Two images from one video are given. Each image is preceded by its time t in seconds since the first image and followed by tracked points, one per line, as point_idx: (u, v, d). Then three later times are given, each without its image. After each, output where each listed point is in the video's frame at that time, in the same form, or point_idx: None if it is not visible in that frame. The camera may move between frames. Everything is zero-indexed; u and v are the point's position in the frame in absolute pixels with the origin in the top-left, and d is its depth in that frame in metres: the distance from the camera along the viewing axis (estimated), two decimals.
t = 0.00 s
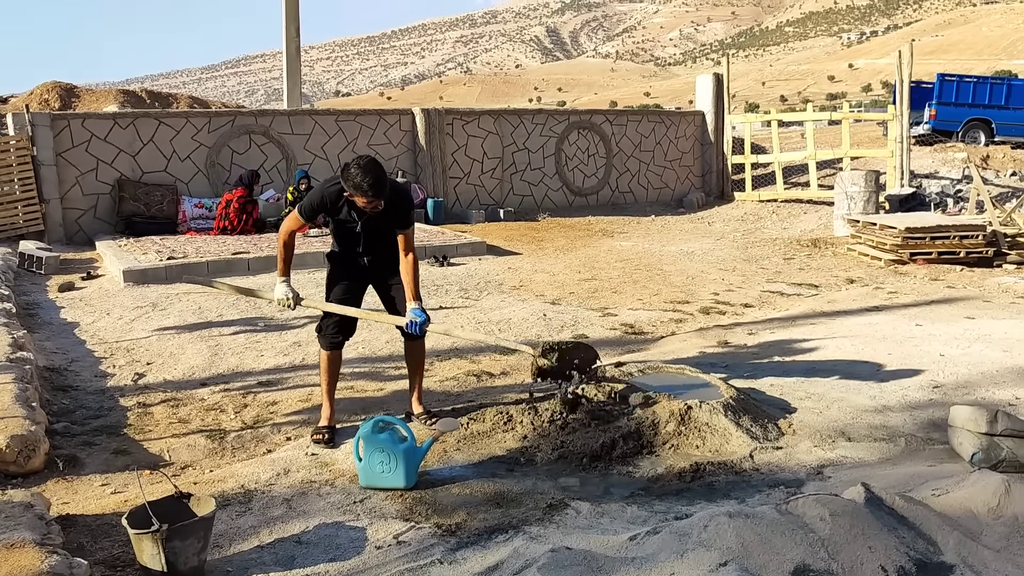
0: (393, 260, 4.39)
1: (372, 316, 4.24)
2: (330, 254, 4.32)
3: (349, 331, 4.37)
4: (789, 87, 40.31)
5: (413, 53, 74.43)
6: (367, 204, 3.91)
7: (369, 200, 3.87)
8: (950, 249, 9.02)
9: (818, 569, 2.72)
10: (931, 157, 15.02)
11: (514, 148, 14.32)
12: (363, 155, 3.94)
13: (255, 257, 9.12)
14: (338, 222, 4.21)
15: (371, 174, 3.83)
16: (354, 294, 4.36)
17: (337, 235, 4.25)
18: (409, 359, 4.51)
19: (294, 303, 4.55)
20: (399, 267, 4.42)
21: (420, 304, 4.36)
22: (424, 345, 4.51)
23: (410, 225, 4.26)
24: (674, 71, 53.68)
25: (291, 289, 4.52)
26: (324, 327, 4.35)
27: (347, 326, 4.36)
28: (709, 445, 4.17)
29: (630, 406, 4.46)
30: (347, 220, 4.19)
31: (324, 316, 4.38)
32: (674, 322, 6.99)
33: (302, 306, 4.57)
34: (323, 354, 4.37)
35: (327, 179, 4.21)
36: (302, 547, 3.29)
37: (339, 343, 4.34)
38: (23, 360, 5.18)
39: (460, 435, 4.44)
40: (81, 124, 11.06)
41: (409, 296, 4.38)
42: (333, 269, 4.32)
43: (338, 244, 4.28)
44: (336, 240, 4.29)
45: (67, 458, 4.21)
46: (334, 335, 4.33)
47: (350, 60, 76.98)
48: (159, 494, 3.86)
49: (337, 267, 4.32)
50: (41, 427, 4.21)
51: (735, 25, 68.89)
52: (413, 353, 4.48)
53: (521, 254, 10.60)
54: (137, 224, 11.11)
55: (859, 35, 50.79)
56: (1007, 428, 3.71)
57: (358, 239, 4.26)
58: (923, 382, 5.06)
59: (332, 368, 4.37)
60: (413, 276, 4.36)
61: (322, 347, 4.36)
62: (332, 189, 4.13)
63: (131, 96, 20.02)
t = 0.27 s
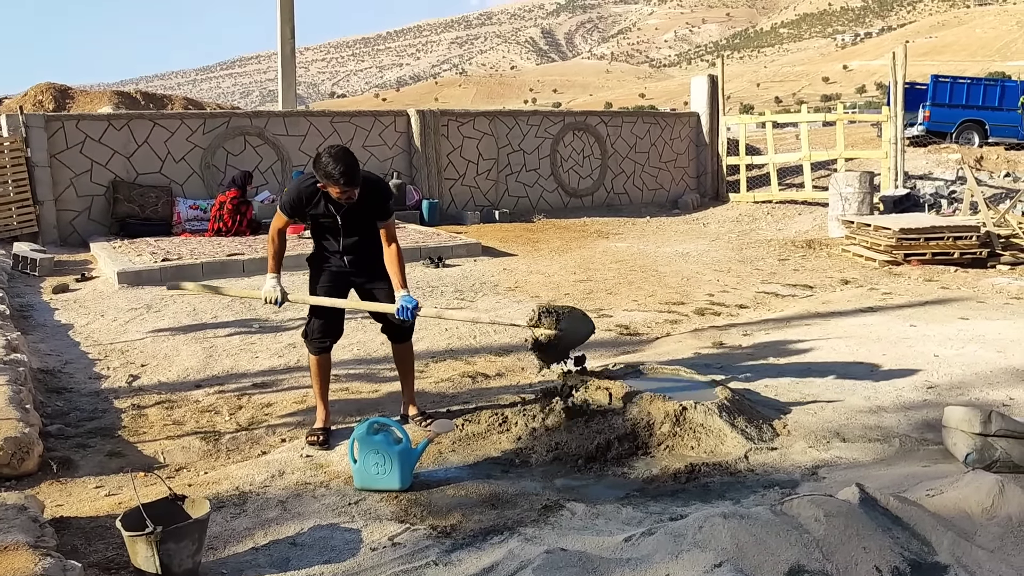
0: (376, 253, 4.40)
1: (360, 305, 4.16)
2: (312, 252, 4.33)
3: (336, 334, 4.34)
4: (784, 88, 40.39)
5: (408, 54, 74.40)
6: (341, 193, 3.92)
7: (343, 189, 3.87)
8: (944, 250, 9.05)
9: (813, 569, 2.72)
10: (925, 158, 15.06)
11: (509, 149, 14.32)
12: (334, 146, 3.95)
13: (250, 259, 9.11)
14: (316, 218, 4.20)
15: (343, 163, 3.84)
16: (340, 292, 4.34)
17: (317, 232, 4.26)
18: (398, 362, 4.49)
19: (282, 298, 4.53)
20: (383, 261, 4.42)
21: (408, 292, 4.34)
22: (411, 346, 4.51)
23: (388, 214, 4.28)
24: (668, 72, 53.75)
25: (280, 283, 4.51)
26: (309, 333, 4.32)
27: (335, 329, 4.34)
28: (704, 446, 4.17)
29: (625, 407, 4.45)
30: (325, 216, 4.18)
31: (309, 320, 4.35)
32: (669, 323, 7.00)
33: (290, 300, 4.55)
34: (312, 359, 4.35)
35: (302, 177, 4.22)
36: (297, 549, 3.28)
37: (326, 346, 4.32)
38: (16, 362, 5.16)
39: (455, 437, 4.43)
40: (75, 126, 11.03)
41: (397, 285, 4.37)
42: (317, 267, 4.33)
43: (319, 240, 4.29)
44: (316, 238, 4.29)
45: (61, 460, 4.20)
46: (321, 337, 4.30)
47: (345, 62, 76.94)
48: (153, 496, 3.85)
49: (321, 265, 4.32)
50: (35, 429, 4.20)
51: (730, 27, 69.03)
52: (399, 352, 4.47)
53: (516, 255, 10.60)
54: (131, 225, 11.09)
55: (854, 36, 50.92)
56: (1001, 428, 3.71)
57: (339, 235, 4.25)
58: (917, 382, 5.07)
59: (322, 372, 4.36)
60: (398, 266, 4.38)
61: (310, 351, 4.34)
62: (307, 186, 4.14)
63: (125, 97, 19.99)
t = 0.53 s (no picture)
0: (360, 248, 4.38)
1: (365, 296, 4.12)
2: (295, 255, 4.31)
3: (323, 337, 4.34)
4: (780, 87, 40.44)
5: (405, 54, 74.36)
6: (318, 194, 3.92)
7: (320, 189, 3.87)
8: (940, 249, 9.06)
9: (809, 570, 2.72)
10: (921, 157, 15.08)
11: (505, 149, 14.31)
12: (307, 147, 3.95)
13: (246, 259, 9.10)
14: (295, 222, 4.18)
15: (318, 163, 3.83)
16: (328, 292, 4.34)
17: (297, 236, 4.23)
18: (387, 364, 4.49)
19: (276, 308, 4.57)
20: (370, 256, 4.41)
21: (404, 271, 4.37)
22: (399, 345, 4.51)
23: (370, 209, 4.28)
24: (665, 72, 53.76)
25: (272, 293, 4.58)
26: (297, 338, 4.32)
27: (322, 332, 4.34)
28: (700, 446, 4.18)
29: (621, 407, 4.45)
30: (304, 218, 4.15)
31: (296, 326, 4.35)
32: (665, 323, 7.00)
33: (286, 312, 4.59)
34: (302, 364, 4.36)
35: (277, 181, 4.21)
36: (293, 551, 3.28)
37: (315, 351, 4.32)
38: (11, 364, 5.15)
39: (451, 438, 4.43)
40: (71, 126, 11.01)
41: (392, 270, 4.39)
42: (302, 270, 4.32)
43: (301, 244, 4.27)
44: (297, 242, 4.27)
45: (57, 462, 4.19)
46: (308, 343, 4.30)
47: (342, 61, 76.88)
48: (148, 498, 3.84)
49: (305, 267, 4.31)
50: (29, 431, 4.19)
51: (727, 26, 69.08)
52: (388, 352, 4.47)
53: (513, 255, 10.60)
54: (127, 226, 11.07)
55: (850, 36, 50.98)
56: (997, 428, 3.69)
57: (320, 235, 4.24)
58: (913, 382, 5.07)
59: (312, 377, 4.36)
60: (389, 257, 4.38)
61: (299, 356, 4.34)
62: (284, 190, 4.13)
63: (121, 97, 19.97)
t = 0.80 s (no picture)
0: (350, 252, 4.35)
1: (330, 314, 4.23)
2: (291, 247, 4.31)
3: (324, 332, 4.34)
4: (784, 85, 40.38)
5: (408, 51, 74.34)
6: (326, 196, 3.91)
7: (329, 193, 3.87)
8: (945, 247, 9.04)
9: (815, 566, 2.72)
10: (926, 155, 15.04)
11: (509, 147, 14.30)
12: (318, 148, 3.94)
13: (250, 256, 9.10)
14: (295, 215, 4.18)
15: (330, 167, 3.83)
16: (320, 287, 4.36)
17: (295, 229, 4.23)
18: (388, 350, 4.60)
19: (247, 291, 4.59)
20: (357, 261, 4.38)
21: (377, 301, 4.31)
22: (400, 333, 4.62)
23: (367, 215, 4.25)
24: (669, 69, 53.70)
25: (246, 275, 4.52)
26: (298, 331, 4.32)
27: (323, 325, 4.34)
28: (705, 443, 4.18)
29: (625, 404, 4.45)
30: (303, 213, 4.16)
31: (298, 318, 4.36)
32: (669, 320, 7.00)
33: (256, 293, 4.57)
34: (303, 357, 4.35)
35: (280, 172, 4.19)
36: (298, 547, 3.28)
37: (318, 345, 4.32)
38: (17, 360, 5.16)
39: (455, 434, 4.44)
40: (75, 123, 11.03)
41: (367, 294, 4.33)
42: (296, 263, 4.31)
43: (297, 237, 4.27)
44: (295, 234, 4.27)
45: (62, 458, 4.20)
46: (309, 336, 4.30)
47: (345, 58, 76.90)
48: (153, 494, 3.85)
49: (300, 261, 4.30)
50: (35, 427, 4.19)
51: (730, 23, 68.96)
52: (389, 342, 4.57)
53: (517, 252, 10.59)
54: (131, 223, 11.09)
55: (854, 33, 50.88)
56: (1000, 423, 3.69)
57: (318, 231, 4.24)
58: (919, 379, 5.06)
59: (315, 370, 4.36)
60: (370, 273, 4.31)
61: (300, 350, 4.34)
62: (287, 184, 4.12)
63: (125, 95, 20.00)
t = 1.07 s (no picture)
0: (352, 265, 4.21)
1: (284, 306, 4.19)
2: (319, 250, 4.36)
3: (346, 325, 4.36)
4: (796, 82, 40.23)
5: (418, 49, 74.42)
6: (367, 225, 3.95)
7: (371, 223, 3.91)
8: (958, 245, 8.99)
9: (827, 563, 2.72)
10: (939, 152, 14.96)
11: (520, 144, 14.30)
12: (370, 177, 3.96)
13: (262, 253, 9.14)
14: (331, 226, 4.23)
15: (377, 201, 3.86)
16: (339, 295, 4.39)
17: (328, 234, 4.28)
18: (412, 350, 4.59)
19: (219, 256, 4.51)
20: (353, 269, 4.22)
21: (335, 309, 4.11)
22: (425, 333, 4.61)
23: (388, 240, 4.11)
24: (680, 67, 53.56)
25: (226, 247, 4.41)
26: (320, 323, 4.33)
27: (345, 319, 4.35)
28: (716, 440, 4.18)
29: (636, 401, 4.46)
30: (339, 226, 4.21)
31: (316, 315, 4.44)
32: (680, 318, 6.99)
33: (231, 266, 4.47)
34: (321, 350, 4.38)
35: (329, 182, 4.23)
36: (311, 541, 3.30)
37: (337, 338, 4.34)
38: (32, 356, 5.20)
39: (468, 431, 4.45)
40: (88, 121, 11.09)
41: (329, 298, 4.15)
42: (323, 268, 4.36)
43: (328, 244, 4.31)
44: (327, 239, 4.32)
45: (77, 452, 4.24)
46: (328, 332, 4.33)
47: (356, 56, 77.02)
48: (167, 488, 3.88)
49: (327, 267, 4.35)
50: (50, 422, 4.23)
51: (742, 20, 68.71)
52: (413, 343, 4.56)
53: (527, 249, 10.60)
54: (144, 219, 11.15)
55: (867, 30, 50.62)
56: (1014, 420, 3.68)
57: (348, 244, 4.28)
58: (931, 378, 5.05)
59: (331, 363, 4.38)
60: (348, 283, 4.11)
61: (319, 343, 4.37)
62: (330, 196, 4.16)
63: (137, 92, 20.11)
